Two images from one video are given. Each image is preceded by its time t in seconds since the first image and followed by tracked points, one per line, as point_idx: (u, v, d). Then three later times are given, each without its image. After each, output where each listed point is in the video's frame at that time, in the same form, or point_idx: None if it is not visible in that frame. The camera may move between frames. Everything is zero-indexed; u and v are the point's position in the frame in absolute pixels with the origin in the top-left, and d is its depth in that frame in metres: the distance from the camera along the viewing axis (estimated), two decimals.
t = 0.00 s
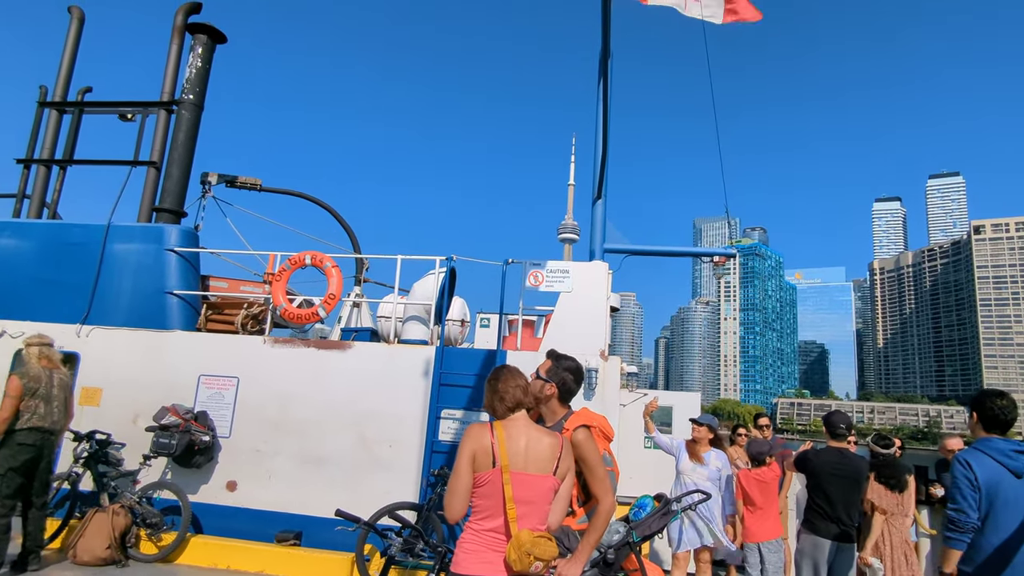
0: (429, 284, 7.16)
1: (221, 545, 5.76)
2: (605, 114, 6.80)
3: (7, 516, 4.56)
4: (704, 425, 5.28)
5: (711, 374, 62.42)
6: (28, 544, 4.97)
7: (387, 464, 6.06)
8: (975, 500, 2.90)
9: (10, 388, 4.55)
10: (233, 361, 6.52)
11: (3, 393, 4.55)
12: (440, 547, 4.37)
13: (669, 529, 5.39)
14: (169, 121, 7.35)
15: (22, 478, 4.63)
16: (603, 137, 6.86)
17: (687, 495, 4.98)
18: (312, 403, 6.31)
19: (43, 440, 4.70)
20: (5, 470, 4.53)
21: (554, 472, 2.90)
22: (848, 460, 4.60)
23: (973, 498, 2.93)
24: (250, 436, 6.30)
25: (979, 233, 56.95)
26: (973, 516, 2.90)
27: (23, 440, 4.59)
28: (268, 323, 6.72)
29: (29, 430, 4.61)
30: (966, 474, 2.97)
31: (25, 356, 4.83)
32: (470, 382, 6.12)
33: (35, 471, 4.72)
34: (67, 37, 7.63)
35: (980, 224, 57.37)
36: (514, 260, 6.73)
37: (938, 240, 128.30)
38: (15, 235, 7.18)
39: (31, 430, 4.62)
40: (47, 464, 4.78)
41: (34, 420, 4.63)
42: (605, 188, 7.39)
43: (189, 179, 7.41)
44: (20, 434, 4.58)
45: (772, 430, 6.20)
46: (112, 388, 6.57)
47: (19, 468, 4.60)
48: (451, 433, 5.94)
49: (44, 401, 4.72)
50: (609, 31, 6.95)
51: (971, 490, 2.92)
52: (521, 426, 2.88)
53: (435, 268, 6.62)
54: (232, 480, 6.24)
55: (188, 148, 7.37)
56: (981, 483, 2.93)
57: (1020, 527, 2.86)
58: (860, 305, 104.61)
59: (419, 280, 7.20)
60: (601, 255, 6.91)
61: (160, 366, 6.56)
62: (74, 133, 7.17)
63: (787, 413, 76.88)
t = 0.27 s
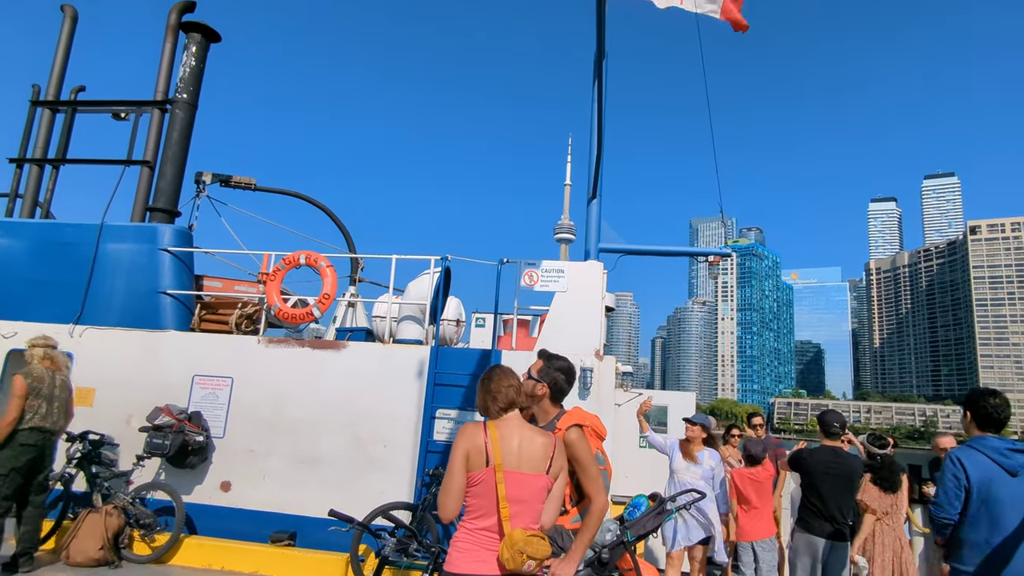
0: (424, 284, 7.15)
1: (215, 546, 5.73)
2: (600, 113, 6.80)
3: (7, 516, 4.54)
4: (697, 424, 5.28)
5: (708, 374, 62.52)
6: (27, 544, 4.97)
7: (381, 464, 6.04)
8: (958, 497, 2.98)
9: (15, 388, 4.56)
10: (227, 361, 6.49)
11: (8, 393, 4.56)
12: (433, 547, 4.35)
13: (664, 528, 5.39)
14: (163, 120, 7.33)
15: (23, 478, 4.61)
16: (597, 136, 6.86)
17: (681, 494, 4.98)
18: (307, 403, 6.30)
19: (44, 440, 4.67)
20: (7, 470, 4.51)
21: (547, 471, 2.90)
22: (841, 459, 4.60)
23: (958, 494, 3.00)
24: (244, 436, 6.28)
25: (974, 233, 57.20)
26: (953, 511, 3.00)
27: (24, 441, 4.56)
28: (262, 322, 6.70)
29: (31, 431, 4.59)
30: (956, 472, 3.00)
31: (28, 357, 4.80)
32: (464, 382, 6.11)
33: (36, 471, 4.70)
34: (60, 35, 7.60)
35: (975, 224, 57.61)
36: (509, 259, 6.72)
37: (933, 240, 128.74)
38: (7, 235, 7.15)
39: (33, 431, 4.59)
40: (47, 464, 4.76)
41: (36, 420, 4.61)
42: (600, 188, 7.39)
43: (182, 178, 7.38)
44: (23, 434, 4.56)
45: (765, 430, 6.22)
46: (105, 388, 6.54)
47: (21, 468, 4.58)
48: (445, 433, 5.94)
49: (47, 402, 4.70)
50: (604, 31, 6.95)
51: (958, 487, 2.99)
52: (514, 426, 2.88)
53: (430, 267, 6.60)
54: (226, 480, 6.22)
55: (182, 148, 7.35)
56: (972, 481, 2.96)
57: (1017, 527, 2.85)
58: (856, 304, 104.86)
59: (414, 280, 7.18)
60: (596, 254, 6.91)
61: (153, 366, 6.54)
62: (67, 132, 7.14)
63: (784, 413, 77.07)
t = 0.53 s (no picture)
0: (420, 283, 7.14)
1: (211, 546, 5.72)
2: (597, 112, 6.79)
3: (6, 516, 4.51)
4: (692, 422, 5.30)
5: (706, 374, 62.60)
6: (23, 544, 4.93)
7: (378, 463, 6.03)
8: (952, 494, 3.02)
9: (16, 387, 4.53)
10: (224, 361, 6.47)
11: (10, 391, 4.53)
12: (428, 546, 4.33)
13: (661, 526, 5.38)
14: (159, 119, 7.31)
15: (24, 477, 4.58)
16: (594, 135, 6.85)
17: (678, 492, 4.98)
18: (303, 402, 6.28)
19: (45, 439, 4.65)
20: (9, 469, 4.48)
21: (543, 470, 2.89)
22: (837, 458, 4.61)
23: (955, 492, 3.02)
24: (240, 436, 6.26)
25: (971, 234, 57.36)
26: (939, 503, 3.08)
27: (27, 439, 4.54)
28: (258, 321, 6.69)
29: (33, 430, 4.56)
30: (951, 470, 3.02)
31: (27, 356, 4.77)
32: (461, 381, 6.11)
33: (36, 470, 4.68)
34: (55, 34, 7.57)
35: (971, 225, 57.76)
36: (506, 258, 6.71)
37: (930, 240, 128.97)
38: (3, 234, 7.12)
39: (35, 429, 4.57)
40: (46, 463, 4.73)
41: (38, 419, 4.59)
42: (597, 186, 7.38)
43: (178, 177, 7.36)
44: (24, 433, 4.53)
45: (761, 429, 6.23)
46: (101, 387, 6.52)
47: (22, 468, 4.55)
48: (442, 432, 5.93)
49: (49, 401, 4.68)
50: (601, 29, 6.94)
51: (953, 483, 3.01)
52: (511, 424, 2.87)
53: (427, 266, 6.59)
54: (222, 479, 6.20)
55: (177, 146, 7.33)
56: (966, 478, 2.98)
57: (1018, 524, 2.84)
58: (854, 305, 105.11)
59: (410, 279, 7.17)
60: (593, 253, 6.91)
61: (149, 366, 6.52)
62: (62, 130, 7.11)
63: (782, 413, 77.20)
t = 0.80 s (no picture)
0: (417, 281, 7.13)
1: (208, 544, 5.70)
2: (593, 110, 6.78)
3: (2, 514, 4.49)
4: (687, 420, 5.30)
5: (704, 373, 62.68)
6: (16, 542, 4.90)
7: (375, 462, 6.03)
8: (948, 489, 3.03)
9: (17, 384, 4.51)
10: (220, 359, 6.46)
11: (11, 389, 4.52)
12: (424, 543, 4.32)
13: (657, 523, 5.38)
14: (154, 116, 7.28)
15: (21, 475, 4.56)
16: (591, 133, 6.85)
17: (674, 490, 4.98)
18: (300, 400, 6.27)
19: (43, 437, 4.64)
20: (7, 467, 4.46)
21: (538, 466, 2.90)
22: (833, 455, 4.62)
23: (951, 488, 3.03)
24: (236, 434, 6.25)
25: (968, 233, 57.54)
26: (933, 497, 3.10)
27: (26, 438, 4.53)
28: (254, 319, 6.68)
29: (33, 428, 4.55)
30: (947, 466, 3.03)
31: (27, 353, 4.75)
32: (458, 378, 6.11)
33: (32, 468, 4.66)
34: (50, 31, 7.53)
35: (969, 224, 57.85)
36: (502, 256, 6.71)
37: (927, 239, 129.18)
38: None
39: (34, 428, 4.56)
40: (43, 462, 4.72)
41: (38, 417, 4.58)
42: (594, 185, 7.38)
43: (174, 175, 7.34)
44: (24, 431, 4.51)
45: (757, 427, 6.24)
46: (96, 385, 6.50)
47: (20, 466, 4.54)
48: (439, 430, 5.94)
49: (49, 399, 4.67)
50: (598, 27, 6.93)
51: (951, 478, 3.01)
52: (507, 421, 2.88)
53: (424, 264, 6.59)
54: (218, 477, 6.19)
55: (173, 144, 7.30)
56: (961, 474, 2.99)
57: (1016, 518, 2.85)
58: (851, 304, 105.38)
59: (407, 277, 7.16)
60: (589, 251, 6.91)
61: (145, 364, 6.50)
62: (57, 128, 7.08)
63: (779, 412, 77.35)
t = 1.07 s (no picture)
0: (414, 278, 7.13)
1: (204, 542, 5.70)
2: (590, 108, 6.77)
3: None
4: (683, 417, 5.29)
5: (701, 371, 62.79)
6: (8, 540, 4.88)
7: (371, 459, 6.03)
8: (943, 485, 3.05)
9: (15, 382, 4.50)
10: (216, 357, 6.45)
11: (8, 387, 4.51)
12: (420, 540, 4.32)
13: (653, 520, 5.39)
14: (149, 113, 7.26)
15: (15, 474, 4.55)
16: (587, 132, 6.86)
17: (669, 487, 4.99)
18: (296, 398, 6.27)
19: (38, 436, 4.64)
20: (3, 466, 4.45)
21: (535, 463, 2.92)
22: (829, 452, 4.64)
23: (945, 484, 3.04)
24: (232, 432, 6.25)
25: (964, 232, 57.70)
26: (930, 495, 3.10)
27: (22, 436, 4.52)
28: (250, 317, 6.67)
29: (29, 427, 4.55)
30: (941, 462, 3.04)
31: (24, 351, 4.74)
32: (455, 376, 6.11)
33: (26, 467, 4.65)
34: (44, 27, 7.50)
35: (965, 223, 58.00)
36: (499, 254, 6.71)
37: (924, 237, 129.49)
38: None
39: (31, 426, 4.56)
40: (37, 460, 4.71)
41: (35, 416, 4.58)
42: (590, 183, 7.37)
43: (170, 172, 7.32)
44: (20, 430, 4.51)
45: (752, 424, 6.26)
46: (92, 383, 6.48)
47: (16, 464, 4.53)
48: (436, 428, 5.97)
49: (45, 397, 4.66)
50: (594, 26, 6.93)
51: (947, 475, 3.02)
52: (506, 418, 2.89)
53: (420, 262, 6.58)
54: (214, 475, 6.18)
55: (169, 141, 7.28)
56: (955, 470, 3.01)
57: (1009, 514, 2.90)
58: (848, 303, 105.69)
59: (403, 275, 7.16)
60: (585, 250, 6.92)
61: (141, 361, 6.48)
62: (52, 125, 7.05)
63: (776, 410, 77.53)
